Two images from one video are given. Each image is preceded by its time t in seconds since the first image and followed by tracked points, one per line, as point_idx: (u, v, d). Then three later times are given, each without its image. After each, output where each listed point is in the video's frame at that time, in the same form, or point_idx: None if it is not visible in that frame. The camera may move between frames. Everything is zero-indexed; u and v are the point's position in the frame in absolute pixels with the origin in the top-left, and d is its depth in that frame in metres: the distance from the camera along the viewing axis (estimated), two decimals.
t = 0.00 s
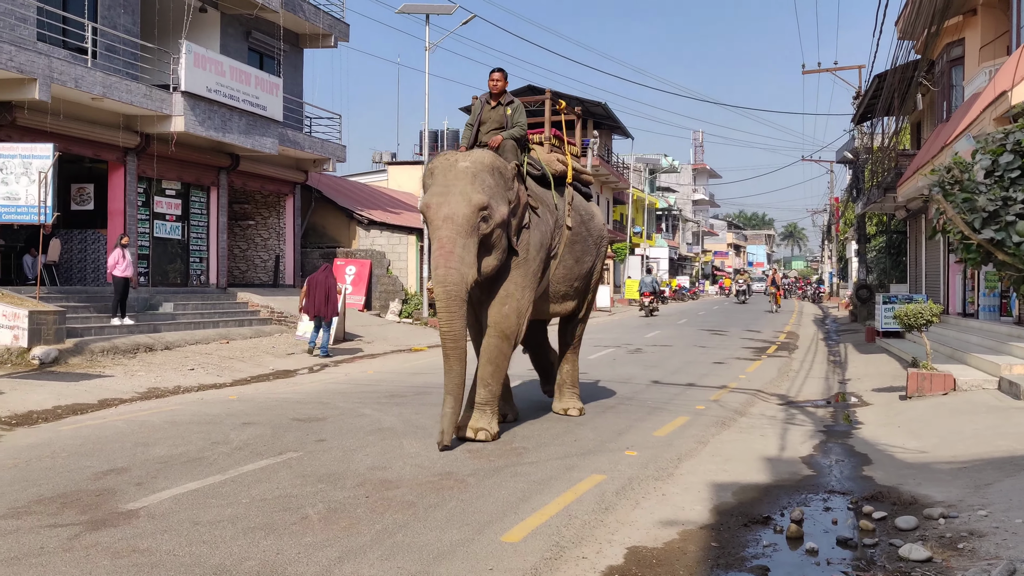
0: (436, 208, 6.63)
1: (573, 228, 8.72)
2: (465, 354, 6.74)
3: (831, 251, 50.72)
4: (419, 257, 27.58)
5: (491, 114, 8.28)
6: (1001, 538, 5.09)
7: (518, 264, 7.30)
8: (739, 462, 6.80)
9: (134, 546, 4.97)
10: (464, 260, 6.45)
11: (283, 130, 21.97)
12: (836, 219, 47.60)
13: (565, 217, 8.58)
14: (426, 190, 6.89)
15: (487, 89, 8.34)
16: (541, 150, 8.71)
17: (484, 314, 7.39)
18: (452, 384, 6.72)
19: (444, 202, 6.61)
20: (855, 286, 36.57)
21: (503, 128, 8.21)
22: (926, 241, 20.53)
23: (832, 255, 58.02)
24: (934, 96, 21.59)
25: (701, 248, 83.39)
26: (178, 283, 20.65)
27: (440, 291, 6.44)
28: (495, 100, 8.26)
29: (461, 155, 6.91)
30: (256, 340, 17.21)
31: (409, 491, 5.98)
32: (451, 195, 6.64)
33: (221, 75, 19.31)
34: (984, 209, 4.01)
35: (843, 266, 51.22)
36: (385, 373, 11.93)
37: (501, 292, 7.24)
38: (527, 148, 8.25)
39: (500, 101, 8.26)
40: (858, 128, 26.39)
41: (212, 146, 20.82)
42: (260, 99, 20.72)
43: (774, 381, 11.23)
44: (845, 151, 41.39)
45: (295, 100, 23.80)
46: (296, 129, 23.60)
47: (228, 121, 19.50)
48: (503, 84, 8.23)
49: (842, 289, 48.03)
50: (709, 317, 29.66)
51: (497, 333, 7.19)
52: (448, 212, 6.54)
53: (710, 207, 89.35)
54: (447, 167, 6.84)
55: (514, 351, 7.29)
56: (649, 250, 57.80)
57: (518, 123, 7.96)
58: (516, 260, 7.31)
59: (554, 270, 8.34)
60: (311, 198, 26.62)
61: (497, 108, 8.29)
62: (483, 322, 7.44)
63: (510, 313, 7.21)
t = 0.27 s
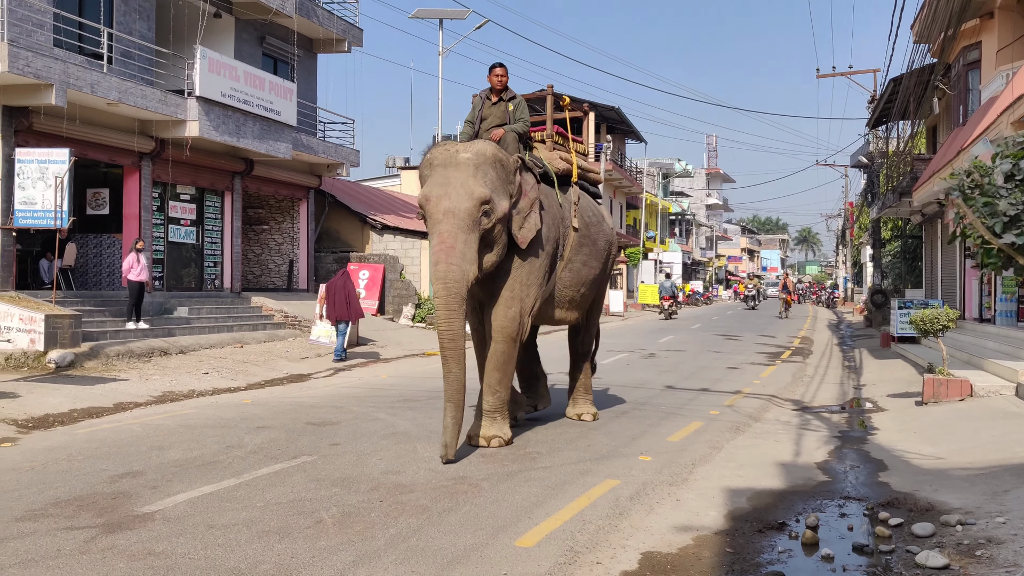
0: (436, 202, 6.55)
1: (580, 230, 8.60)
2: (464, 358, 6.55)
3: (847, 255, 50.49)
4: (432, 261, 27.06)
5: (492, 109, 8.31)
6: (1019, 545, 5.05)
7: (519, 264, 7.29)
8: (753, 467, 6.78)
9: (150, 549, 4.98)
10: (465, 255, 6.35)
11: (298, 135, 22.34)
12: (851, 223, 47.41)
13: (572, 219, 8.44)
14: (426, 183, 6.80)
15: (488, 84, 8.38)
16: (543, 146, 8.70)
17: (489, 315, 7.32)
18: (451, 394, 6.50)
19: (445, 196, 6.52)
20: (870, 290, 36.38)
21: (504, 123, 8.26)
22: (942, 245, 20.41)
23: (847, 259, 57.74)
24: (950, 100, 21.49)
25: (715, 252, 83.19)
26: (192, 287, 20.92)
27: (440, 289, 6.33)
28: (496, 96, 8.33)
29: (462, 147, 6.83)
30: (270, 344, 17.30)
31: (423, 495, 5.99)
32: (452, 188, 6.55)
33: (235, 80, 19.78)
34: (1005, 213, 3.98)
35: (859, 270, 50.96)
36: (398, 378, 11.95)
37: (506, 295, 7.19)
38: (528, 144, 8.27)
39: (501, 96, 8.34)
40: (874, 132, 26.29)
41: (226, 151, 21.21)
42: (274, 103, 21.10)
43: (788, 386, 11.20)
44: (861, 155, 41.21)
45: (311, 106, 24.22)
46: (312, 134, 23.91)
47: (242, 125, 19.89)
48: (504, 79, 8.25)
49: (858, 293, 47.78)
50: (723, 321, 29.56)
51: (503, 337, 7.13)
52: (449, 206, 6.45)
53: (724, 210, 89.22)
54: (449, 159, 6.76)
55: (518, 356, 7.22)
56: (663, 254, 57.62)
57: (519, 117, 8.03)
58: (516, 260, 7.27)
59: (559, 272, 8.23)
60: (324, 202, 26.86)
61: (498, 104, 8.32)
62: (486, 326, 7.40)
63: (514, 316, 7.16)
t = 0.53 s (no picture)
0: (441, 207, 6.34)
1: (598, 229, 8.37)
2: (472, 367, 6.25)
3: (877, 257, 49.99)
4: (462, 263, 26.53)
5: (506, 102, 8.24)
6: None
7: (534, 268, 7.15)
8: (784, 471, 6.73)
9: (183, 550, 5.03)
10: (472, 261, 6.14)
11: (326, 138, 22.77)
12: (882, 226, 46.95)
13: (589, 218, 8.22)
14: (432, 187, 6.61)
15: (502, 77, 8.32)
16: (561, 142, 8.59)
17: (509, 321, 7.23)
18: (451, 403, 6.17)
19: (450, 200, 6.30)
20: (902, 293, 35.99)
21: (519, 115, 8.18)
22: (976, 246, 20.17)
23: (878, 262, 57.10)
24: (984, 99, 21.23)
25: (742, 255, 82.72)
26: (222, 290, 21.34)
27: (449, 298, 6.13)
28: (510, 87, 8.24)
29: (466, 148, 6.61)
30: (298, 346, 17.45)
31: (452, 498, 6.00)
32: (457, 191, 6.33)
33: (263, 85, 20.10)
34: None
35: (891, 273, 50.39)
36: (426, 380, 12.02)
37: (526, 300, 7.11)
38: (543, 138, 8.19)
39: (515, 88, 8.25)
40: (905, 133, 26.03)
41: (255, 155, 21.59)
42: (301, 108, 21.51)
43: (819, 389, 11.12)
44: (891, 156, 40.79)
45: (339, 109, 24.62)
46: (339, 138, 24.32)
47: (270, 129, 20.28)
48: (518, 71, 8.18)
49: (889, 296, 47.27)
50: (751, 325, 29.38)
51: (525, 342, 7.07)
52: (454, 211, 6.23)
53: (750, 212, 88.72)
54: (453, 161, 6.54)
55: (542, 358, 7.17)
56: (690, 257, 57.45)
57: (532, 110, 7.94)
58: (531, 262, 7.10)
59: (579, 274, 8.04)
60: (352, 206, 27.24)
61: (512, 96, 8.26)
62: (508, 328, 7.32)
63: (535, 320, 7.09)
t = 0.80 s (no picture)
0: (454, 207, 6.10)
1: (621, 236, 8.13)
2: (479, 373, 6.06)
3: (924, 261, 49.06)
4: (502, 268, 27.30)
5: (531, 102, 8.17)
6: None
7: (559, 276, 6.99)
8: (828, 478, 6.65)
9: (227, 549, 5.08)
10: (482, 265, 5.91)
11: (365, 142, 23.27)
12: (929, 230, 46.06)
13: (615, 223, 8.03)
14: (449, 185, 6.39)
15: (526, 77, 8.25)
16: (588, 144, 8.48)
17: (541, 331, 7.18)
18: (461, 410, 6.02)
19: (464, 201, 6.07)
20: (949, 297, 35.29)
21: (545, 115, 8.11)
22: None
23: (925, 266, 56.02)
24: None
25: (785, 259, 81.79)
26: (264, 293, 21.63)
27: (455, 301, 5.92)
28: (534, 87, 8.19)
29: (487, 147, 6.37)
30: (340, 348, 17.68)
31: (493, 501, 6.01)
32: (472, 192, 6.10)
33: (306, 89, 20.37)
34: None
35: (938, 277, 49.42)
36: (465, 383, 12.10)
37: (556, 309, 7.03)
38: (568, 139, 8.10)
39: (539, 87, 8.20)
40: (952, 134, 25.56)
41: (296, 158, 22.06)
42: (343, 112, 21.89)
43: (863, 395, 10.98)
44: (938, 158, 40.03)
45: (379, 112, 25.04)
46: (379, 141, 24.80)
47: (311, 134, 20.68)
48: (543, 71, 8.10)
49: (936, 301, 46.37)
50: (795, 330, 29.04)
51: (559, 350, 7.01)
52: (468, 212, 6.00)
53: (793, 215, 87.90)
54: (471, 160, 6.31)
55: (572, 363, 7.06)
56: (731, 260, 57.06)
57: (557, 110, 7.84)
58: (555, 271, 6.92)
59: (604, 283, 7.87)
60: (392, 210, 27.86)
61: (537, 96, 8.18)
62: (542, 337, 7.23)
63: (567, 329, 6.98)
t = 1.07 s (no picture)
0: (472, 204, 5.84)
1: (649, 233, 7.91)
2: (488, 376, 5.81)
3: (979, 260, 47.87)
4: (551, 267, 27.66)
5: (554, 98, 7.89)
6: None
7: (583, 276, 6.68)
8: (883, 481, 6.56)
9: (279, 548, 5.14)
10: (498, 264, 5.61)
11: (412, 144, 23.65)
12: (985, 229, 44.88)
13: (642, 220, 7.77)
14: (469, 180, 6.15)
15: (550, 72, 7.97)
16: (613, 140, 8.12)
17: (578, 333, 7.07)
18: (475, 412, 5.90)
19: (484, 197, 5.81)
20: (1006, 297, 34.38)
21: (570, 112, 7.82)
22: None
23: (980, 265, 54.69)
24: None
25: (838, 260, 80.83)
26: (314, 294, 22.07)
27: (467, 301, 5.65)
28: (557, 82, 7.89)
29: (510, 142, 6.11)
30: (388, 350, 17.98)
31: (542, 502, 6.02)
32: (491, 188, 5.83)
33: (354, 93, 20.82)
34: None
35: (994, 277, 48.16)
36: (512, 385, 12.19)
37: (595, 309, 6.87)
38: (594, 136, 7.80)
39: (563, 82, 7.90)
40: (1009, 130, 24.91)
41: (345, 162, 22.63)
42: (391, 115, 22.35)
43: (919, 398, 10.81)
44: (994, 155, 38.98)
45: (425, 116, 25.45)
46: (425, 144, 25.24)
47: (360, 136, 21.14)
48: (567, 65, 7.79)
49: (991, 300, 45.26)
50: (846, 329, 28.62)
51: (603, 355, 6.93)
52: (486, 208, 5.73)
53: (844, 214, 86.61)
54: (493, 155, 6.05)
55: (615, 360, 6.96)
56: (781, 260, 56.38)
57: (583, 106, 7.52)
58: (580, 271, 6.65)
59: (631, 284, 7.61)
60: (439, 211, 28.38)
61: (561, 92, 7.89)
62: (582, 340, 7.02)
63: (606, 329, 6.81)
